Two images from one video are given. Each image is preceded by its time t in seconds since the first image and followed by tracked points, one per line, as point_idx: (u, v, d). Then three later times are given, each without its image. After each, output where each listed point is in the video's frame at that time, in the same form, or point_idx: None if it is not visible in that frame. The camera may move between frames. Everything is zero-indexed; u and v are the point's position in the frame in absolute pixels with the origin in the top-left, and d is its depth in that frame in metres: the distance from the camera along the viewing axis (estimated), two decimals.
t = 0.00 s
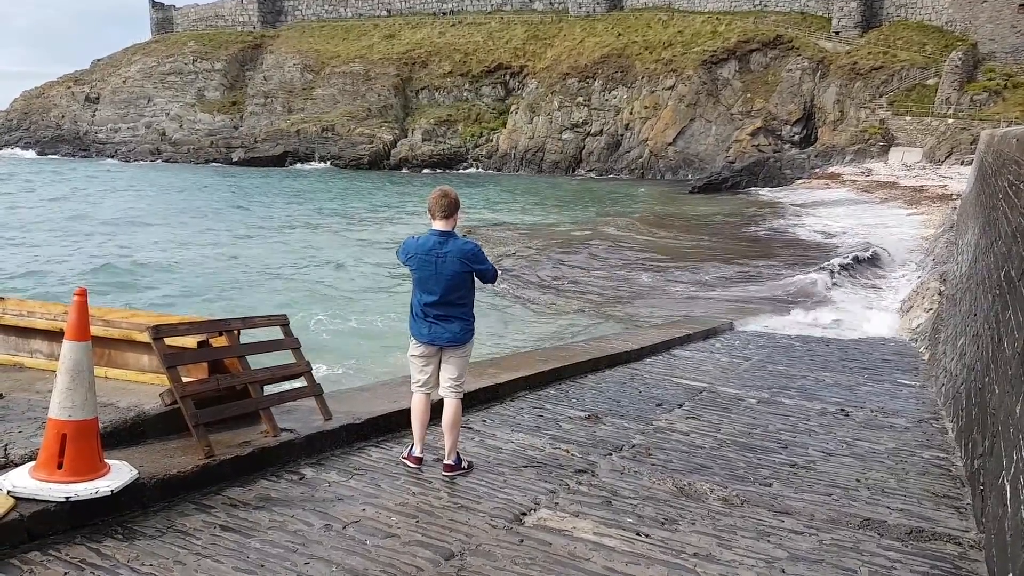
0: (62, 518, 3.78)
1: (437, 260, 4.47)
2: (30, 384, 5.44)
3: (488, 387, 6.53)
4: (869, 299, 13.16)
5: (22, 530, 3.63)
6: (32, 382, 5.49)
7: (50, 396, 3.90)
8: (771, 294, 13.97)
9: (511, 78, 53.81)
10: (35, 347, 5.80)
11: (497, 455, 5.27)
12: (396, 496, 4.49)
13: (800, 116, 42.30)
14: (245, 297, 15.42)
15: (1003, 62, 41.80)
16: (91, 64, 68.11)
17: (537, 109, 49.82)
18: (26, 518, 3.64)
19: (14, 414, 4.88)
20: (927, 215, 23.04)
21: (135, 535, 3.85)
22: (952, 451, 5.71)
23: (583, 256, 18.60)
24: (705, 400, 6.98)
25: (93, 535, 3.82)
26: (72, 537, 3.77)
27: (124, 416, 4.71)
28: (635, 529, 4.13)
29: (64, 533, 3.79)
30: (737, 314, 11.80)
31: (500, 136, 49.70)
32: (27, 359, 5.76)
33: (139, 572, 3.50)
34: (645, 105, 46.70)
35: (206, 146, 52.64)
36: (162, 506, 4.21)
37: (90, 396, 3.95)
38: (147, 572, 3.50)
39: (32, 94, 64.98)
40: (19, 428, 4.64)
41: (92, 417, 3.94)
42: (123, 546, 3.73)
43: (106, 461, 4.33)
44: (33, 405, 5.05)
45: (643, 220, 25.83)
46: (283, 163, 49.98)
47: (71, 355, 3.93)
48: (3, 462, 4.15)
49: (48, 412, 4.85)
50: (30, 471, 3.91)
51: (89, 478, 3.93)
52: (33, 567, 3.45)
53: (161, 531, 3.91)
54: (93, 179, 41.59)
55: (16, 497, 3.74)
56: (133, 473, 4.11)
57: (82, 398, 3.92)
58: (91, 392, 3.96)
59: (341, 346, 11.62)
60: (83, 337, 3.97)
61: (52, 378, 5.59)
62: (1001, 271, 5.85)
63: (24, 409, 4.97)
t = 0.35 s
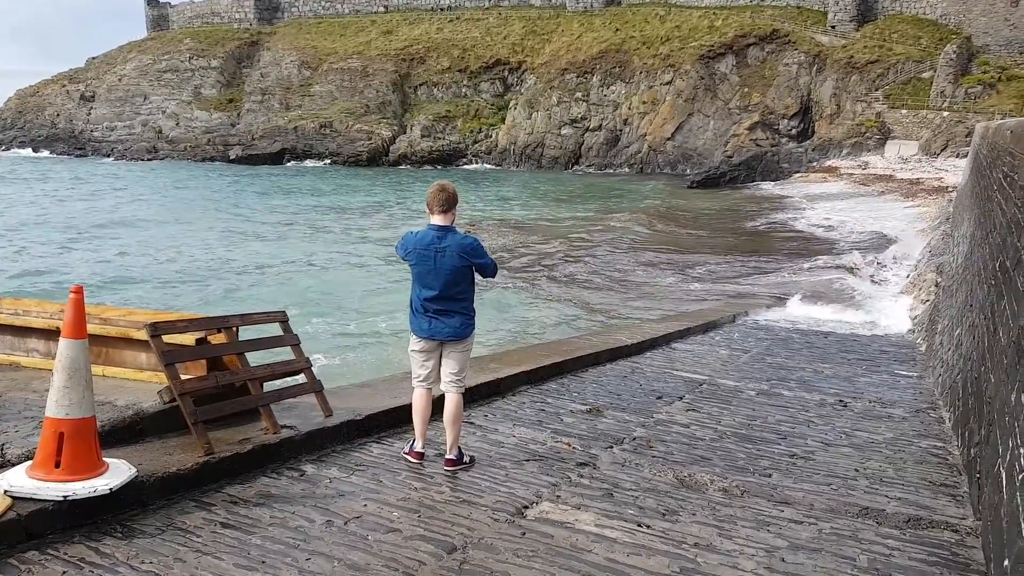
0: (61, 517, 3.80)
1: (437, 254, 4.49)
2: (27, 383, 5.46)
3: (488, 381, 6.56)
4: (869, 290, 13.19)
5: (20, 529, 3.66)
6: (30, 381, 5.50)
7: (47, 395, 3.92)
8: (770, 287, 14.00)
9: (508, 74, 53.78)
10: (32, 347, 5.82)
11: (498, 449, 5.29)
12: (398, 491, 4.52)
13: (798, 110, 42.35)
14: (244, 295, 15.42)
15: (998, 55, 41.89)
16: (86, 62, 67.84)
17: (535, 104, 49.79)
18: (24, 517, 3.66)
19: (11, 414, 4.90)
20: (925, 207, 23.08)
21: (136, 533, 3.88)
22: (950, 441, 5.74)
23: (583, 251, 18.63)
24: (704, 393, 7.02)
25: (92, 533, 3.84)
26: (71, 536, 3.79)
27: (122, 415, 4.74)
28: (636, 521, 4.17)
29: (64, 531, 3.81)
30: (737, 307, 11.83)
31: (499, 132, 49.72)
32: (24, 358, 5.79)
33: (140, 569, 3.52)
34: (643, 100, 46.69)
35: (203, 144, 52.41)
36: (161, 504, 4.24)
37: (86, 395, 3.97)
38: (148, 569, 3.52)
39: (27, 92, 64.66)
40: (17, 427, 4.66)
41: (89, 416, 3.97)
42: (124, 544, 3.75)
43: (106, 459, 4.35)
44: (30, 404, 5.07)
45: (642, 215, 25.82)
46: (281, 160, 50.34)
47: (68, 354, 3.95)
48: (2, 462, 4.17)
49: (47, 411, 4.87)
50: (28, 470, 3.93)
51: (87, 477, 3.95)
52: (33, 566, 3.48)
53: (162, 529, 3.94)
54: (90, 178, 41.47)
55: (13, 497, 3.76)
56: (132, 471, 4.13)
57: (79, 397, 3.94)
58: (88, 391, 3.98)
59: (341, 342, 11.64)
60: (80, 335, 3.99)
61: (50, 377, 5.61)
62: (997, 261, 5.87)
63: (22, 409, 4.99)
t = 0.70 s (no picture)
0: (57, 515, 3.76)
1: (430, 250, 4.46)
2: (23, 381, 5.41)
3: (484, 376, 6.54)
4: (866, 282, 13.16)
5: (18, 527, 3.62)
6: (26, 380, 5.46)
7: (44, 392, 3.88)
8: (767, 280, 13.96)
9: (502, 68, 53.72)
10: (28, 345, 5.78)
11: (494, 443, 5.27)
12: (394, 487, 4.49)
13: (792, 102, 42.39)
14: (239, 292, 15.36)
15: (992, 46, 41.88)
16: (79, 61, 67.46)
17: (529, 98, 49.74)
18: (21, 514, 3.63)
19: (7, 412, 4.86)
20: (920, 199, 23.06)
21: (132, 530, 3.85)
22: (947, 432, 5.74)
23: (578, 245, 18.60)
24: (700, 386, 7.00)
25: (89, 531, 3.81)
26: (68, 533, 3.76)
27: (119, 412, 4.70)
28: (633, 515, 4.14)
29: (61, 530, 3.78)
30: (733, 300, 11.82)
31: (493, 127, 49.65)
32: (21, 357, 5.75)
33: (137, 567, 3.49)
34: (637, 93, 46.66)
35: (197, 142, 52.01)
36: (158, 501, 4.20)
37: (84, 391, 3.94)
38: (145, 567, 3.49)
39: (19, 91, 64.25)
40: (14, 425, 4.62)
41: (86, 413, 3.93)
42: (120, 542, 3.72)
43: (102, 456, 4.32)
44: (27, 402, 5.03)
45: (638, 208, 25.80)
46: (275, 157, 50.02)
47: (62, 351, 3.90)
48: None
49: (42, 409, 4.83)
50: (25, 468, 3.89)
51: (83, 474, 3.91)
52: (31, 564, 3.45)
53: (158, 526, 3.90)
54: (84, 176, 41.27)
55: (11, 494, 3.72)
56: (129, 468, 4.10)
57: (76, 394, 3.90)
58: (84, 388, 3.94)
59: (337, 338, 11.61)
60: (75, 332, 3.95)
61: (46, 375, 5.57)
62: (993, 252, 5.86)
63: (18, 407, 4.96)
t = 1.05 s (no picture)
0: (57, 510, 3.76)
1: (430, 247, 4.45)
2: (24, 376, 5.41)
3: (484, 372, 6.53)
4: (865, 280, 13.14)
5: (17, 521, 3.61)
6: (26, 374, 5.46)
7: (44, 387, 3.87)
8: (767, 277, 13.92)
9: (502, 65, 53.71)
10: (30, 340, 5.77)
11: (493, 440, 5.27)
12: (393, 483, 4.49)
13: (792, 99, 42.50)
14: (239, 287, 15.35)
15: (993, 43, 41.81)
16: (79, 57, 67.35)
17: (529, 95, 49.71)
18: (22, 509, 3.62)
19: (8, 407, 4.85)
20: (919, 196, 23.04)
21: (132, 525, 3.84)
22: (947, 431, 5.73)
23: (578, 242, 18.59)
24: (700, 384, 7.00)
25: (89, 526, 3.80)
26: (67, 528, 3.75)
27: (119, 407, 4.69)
28: (632, 513, 4.14)
29: (60, 525, 3.77)
30: (733, 297, 11.78)
31: (493, 123, 49.58)
32: (21, 351, 5.74)
33: (136, 562, 3.49)
34: (637, 90, 46.60)
35: (198, 137, 51.88)
36: (158, 496, 4.19)
37: (84, 387, 3.92)
38: (144, 562, 3.48)
39: (20, 87, 64.13)
40: (14, 420, 4.61)
41: (86, 408, 3.91)
42: (120, 537, 3.71)
43: (102, 452, 4.32)
44: (27, 397, 5.02)
45: (638, 205, 25.78)
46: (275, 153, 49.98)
47: (63, 346, 3.89)
48: None
49: (42, 404, 4.82)
50: (25, 463, 3.88)
51: (84, 469, 3.90)
52: (30, 559, 3.44)
53: (158, 521, 3.90)
54: (84, 171, 41.25)
55: (11, 489, 3.71)
56: (129, 463, 4.09)
57: (76, 389, 3.89)
58: (84, 383, 3.93)
59: (338, 334, 11.62)
60: (76, 328, 3.93)
61: (46, 370, 5.56)
62: (994, 250, 5.85)
63: (19, 401, 4.95)
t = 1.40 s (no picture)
0: (62, 508, 3.77)
1: (435, 248, 4.45)
2: (30, 375, 5.43)
3: (487, 375, 6.53)
4: (871, 285, 13.08)
5: (23, 520, 3.63)
6: (32, 373, 5.47)
7: (50, 386, 3.88)
8: (772, 281, 13.89)
9: (508, 68, 53.75)
10: (36, 338, 5.79)
11: (497, 442, 5.27)
12: (397, 484, 4.49)
13: (798, 104, 42.04)
14: (244, 288, 15.38)
15: (1000, 49, 41.64)
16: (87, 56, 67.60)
17: (534, 97, 49.72)
18: (27, 508, 3.63)
19: (14, 405, 4.87)
20: (926, 202, 22.97)
21: (136, 525, 3.85)
22: (952, 437, 5.72)
23: (583, 245, 18.59)
24: (705, 388, 6.99)
25: (94, 525, 3.82)
26: (73, 527, 3.76)
27: (125, 406, 4.71)
28: (636, 517, 4.14)
29: (66, 523, 3.78)
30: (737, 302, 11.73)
31: (498, 125, 49.60)
32: (27, 350, 5.75)
33: (141, 561, 3.50)
34: (642, 93, 46.60)
35: (204, 137, 52.28)
36: (162, 495, 4.20)
37: (90, 386, 3.93)
38: (149, 561, 3.49)
39: (27, 86, 64.41)
40: (20, 418, 4.63)
41: (92, 407, 3.92)
42: (125, 536, 3.72)
43: (108, 450, 4.33)
44: (33, 396, 5.04)
45: (643, 208, 25.76)
46: (281, 154, 50.39)
47: (70, 345, 3.90)
48: (5, 453, 4.14)
49: (48, 403, 4.84)
50: (31, 461, 3.90)
51: (89, 468, 3.92)
52: (36, 557, 3.45)
53: (162, 521, 3.91)
54: (90, 171, 41.38)
55: (17, 487, 3.73)
56: (134, 462, 4.10)
57: (82, 388, 3.90)
58: (90, 382, 3.94)
59: (342, 335, 11.63)
60: (82, 327, 3.94)
61: (52, 369, 5.58)
62: (999, 256, 5.84)
63: (25, 400, 4.97)
